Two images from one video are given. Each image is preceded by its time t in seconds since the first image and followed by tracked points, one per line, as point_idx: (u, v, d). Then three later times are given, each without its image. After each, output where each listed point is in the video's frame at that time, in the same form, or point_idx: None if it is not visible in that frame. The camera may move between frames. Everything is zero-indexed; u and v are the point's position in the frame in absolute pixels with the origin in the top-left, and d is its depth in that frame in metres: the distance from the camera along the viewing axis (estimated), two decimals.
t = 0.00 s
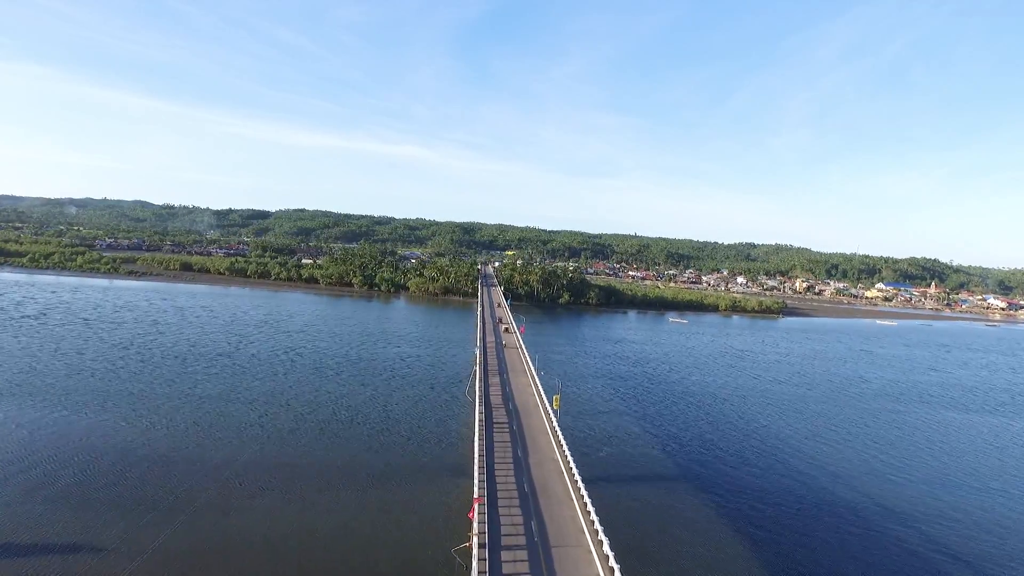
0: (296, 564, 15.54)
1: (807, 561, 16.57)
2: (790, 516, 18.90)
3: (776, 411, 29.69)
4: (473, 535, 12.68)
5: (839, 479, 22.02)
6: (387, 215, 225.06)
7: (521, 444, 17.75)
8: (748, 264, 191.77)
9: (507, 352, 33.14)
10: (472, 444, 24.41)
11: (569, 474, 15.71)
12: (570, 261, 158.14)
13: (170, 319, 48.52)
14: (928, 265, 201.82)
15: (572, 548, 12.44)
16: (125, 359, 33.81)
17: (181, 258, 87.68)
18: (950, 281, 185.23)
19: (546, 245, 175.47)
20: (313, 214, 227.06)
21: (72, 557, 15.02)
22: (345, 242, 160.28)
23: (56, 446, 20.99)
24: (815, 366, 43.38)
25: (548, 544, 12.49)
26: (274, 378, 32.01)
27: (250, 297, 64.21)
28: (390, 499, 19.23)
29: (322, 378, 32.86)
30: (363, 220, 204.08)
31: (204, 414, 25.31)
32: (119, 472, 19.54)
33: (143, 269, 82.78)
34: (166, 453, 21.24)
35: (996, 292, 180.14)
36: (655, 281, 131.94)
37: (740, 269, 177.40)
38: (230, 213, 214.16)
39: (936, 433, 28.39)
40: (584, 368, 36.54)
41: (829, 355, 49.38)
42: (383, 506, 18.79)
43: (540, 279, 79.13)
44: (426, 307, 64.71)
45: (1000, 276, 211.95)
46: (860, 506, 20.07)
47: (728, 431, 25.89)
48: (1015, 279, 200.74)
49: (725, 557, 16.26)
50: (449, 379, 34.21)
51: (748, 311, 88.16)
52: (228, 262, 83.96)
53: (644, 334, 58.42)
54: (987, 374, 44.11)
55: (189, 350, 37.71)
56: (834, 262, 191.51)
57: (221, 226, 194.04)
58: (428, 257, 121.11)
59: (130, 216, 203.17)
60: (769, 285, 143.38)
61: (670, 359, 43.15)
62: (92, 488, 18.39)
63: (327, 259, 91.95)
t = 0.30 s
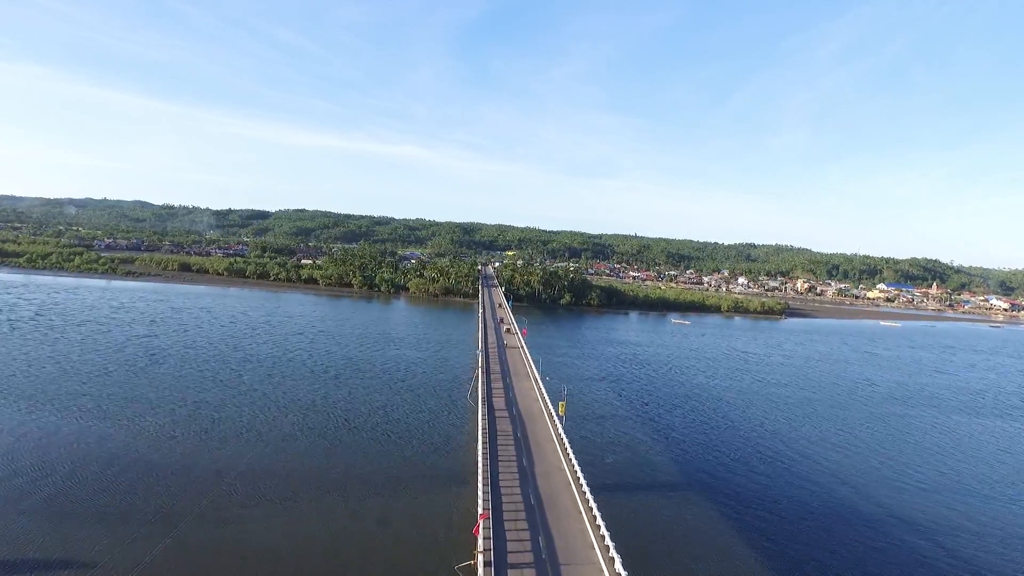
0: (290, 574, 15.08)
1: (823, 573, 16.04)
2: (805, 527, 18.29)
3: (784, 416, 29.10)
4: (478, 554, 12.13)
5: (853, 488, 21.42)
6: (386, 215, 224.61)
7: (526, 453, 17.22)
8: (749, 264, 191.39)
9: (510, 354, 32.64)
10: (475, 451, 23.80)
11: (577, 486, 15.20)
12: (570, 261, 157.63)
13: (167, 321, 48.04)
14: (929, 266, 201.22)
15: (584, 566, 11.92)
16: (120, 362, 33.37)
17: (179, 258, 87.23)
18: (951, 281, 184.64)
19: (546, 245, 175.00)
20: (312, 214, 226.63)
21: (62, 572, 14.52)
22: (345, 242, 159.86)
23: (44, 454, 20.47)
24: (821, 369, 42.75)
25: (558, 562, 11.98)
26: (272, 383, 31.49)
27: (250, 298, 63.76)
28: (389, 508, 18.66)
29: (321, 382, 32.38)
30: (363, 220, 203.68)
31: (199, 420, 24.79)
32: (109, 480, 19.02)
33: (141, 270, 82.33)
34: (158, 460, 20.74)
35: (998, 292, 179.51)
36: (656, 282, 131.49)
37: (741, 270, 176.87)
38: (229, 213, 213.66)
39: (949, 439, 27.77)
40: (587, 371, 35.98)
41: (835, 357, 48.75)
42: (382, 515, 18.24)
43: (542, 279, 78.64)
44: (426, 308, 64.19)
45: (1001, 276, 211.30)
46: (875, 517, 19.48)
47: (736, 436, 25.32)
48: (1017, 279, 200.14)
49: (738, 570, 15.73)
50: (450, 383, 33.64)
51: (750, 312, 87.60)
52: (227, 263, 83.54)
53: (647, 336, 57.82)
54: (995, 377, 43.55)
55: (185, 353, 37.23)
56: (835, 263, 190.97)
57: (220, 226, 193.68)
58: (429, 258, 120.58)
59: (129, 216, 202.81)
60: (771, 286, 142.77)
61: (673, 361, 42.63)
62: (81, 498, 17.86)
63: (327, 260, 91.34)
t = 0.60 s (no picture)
0: None
1: None
2: (819, 536, 17.75)
3: (793, 420, 28.55)
4: (483, 573, 11.65)
5: (866, 495, 20.87)
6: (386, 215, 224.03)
7: (531, 461, 16.73)
8: (750, 265, 190.86)
9: (512, 356, 32.16)
10: (478, 457, 23.29)
11: (585, 498, 14.74)
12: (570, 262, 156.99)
13: (163, 322, 47.59)
14: (930, 267, 200.63)
15: None
16: (115, 365, 32.91)
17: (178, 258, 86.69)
18: (954, 282, 183.76)
19: (546, 245, 174.42)
20: (313, 214, 226.87)
21: None
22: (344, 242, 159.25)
23: (32, 462, 19.97)
24: (827, 371, 42.17)
25: None
26: (269, 386, 31.06)
27: (248, 299, 63.31)
28: (389, 517, 18.18)
29: (319, 385, 31.94)
30: (362, 220, 203.13)
31: (194, 425, 24.34)
32: (100, 489, 18.55)
33: (139, 270, 81.78)
34: (153, 467, 20.29)
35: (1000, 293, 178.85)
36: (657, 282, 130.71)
37: (742, 270, 176.19)
38: (229, 213, 213.20)
39: (961, 444, 27.21)
40: (590, 374, 35.42)
41: (841, 360, 48.16)
42: (382, 524, 17.75)
43: (543, 280, 78.03)
44: (426, 309, 63.59)
45: (1003, 277, 210.67)
46: (891, 526, 18.92)
47: (745, 442, 24.76)
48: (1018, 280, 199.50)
49: None
50: (451, 387, 33.19)
51: (752, 313, 86.97)
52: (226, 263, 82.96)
53: (649, 337, 57.23)
54: (1003, 380, 42.97)
55: (182, 355, 36.80)
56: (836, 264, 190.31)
57: (220, 226, 193.17)
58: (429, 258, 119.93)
59: (128, 216, 202.34)
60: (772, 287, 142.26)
61: (677, 363, 42.05)
62: (70, 506, 17.40)
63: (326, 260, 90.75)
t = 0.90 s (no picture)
0: None
1: None
2: (833, 547, 17.22)
3: (802, 425, 28.00)
4: None
5: (880, 505, 20.32)
6: (386, 215, 223.51)
7: (536, 470, 16.17)
8: (751, 265, 190.34)
9: (515, 359, 31.60)
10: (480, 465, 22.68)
11: (594, 510, 14.20)
12: (571, 262, 156.49)
13: (160, 324, 47.08)
14: (931, 268, 200.33)
15: None
16: (109, 369, 32.39)
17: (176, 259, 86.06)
18: (954, 282, 183.33)
19: (546, 245, 174.00)
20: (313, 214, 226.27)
21: None
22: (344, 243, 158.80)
23: (21, 471, 19.50)
24: (833, 374, 41.60)
25: None
26: (266, 390, 30.57)
27: (246, 300, 62.76)
28: (389, 524, 17.70)
29: (318, 389, 31.46)
30: (363, 220, 202.99)
31: (188, 431, 23.86)
32: (90, 499, 18.02)
33: (137, 270, 81.16)
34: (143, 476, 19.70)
35: (1001, 294, 178.53)
36: (657, 283, 130.28)
37: (743, 270, 175.70)
38: (228, 213, 212.65)
39: (974, 450, 26.66)
40: (593, 377, 34.83)
41: (846, 362, 47.59)
42: (382, 531, 17.27)
43: (544, 280, 77.45)
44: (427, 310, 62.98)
45: (1004, 277, 210.31)
46: (906, 537, 18.41)
47: (754, 448, 24.21)
48: (1019, 280, 199.11)
49: None
50: (451, 390, 32.70)
51: (754, 314, 86.40)
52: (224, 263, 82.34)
53: (652, 339, 56.61)
54: (1011, 383, 42.43)
55: (178, 358, 36.32)
56: (837, 264, 190.02)
57: (219, 225, 192.65)
58: (429, 258, 119.37)
59: (128, 216, 201.87)
60: (774, 287, 141.63)
61: (681, 366, 41.47)
62: (59, 516, 16.93)
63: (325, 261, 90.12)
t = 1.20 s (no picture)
0: None
1: None
2: (851, 561, 16.63)
3: (812, 432, 27.39)
4: None
5: (898, 516, 19.70)
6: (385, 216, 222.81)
7: (543, 483, 15.54)
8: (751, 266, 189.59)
9: (518, 364, 30.98)
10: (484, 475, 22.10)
11: (604, 525, 13.62)
12: (571, 262, 155.84)
13: (156, 325, 46.57)
14: (932, 268, 199.85)
15: None
16: (102, 373, 31.88)
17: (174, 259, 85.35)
18: (956, 283, 182.70)
19: (546, 246, 173.36)
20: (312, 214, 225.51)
21: None
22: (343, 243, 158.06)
23: (13, 483, 19.06)
24: (840, 377, 40.93)
25: None
26: (262, 395, 30.07)
27: (244, 300, 62.13)
28: (389, 538, 17.19)
29: (315, 394, 30.97)
30: (362, 220, 202.42)
31: (184, 439, 23.40)
32: (77, 515, 17.50)
33: (135, 271, 80.42)
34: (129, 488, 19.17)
35: (1002, 295, 177.98)
36: (658, 283, 129.64)
37: (744, 271, 175.10)
38: (227, 213, 211.89)
39: (989, 458, 26.03)
40: (597, 381, 34.22)
41: (853, 365, 46.89)
42: (382, 546, 16.77)
43: (545, 281, 76.81)
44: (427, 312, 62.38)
45: (1005, 278, 209.74)
46: (925, 549, 17.83)
47: (765, 456, 23.58)
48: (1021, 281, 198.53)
49: None
50: (452, 394, 32.16)
51: (757, 315, 85.65)
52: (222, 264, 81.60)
53: (655, 341, 55.93)
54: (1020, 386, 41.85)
55: (174, 362, 35.83)
56: (838, 264, 189.49)
57: (217, 226, 191.89)
58: (429, 259, 118.65)
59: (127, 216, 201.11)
60: (775, 288, 141.00)
61: (685, 369, 40.85)
62: (49, 534, 16.51)
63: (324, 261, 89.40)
